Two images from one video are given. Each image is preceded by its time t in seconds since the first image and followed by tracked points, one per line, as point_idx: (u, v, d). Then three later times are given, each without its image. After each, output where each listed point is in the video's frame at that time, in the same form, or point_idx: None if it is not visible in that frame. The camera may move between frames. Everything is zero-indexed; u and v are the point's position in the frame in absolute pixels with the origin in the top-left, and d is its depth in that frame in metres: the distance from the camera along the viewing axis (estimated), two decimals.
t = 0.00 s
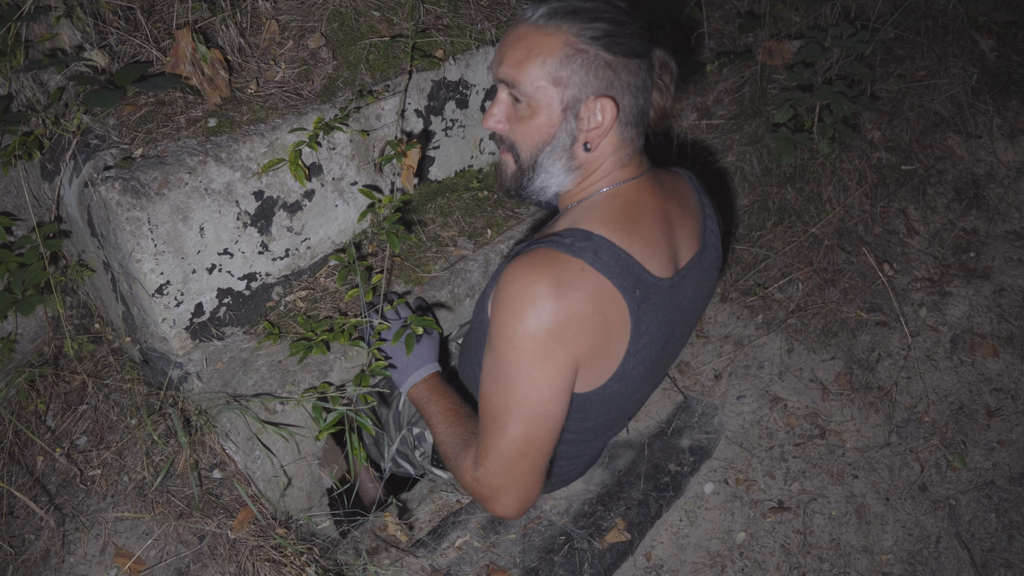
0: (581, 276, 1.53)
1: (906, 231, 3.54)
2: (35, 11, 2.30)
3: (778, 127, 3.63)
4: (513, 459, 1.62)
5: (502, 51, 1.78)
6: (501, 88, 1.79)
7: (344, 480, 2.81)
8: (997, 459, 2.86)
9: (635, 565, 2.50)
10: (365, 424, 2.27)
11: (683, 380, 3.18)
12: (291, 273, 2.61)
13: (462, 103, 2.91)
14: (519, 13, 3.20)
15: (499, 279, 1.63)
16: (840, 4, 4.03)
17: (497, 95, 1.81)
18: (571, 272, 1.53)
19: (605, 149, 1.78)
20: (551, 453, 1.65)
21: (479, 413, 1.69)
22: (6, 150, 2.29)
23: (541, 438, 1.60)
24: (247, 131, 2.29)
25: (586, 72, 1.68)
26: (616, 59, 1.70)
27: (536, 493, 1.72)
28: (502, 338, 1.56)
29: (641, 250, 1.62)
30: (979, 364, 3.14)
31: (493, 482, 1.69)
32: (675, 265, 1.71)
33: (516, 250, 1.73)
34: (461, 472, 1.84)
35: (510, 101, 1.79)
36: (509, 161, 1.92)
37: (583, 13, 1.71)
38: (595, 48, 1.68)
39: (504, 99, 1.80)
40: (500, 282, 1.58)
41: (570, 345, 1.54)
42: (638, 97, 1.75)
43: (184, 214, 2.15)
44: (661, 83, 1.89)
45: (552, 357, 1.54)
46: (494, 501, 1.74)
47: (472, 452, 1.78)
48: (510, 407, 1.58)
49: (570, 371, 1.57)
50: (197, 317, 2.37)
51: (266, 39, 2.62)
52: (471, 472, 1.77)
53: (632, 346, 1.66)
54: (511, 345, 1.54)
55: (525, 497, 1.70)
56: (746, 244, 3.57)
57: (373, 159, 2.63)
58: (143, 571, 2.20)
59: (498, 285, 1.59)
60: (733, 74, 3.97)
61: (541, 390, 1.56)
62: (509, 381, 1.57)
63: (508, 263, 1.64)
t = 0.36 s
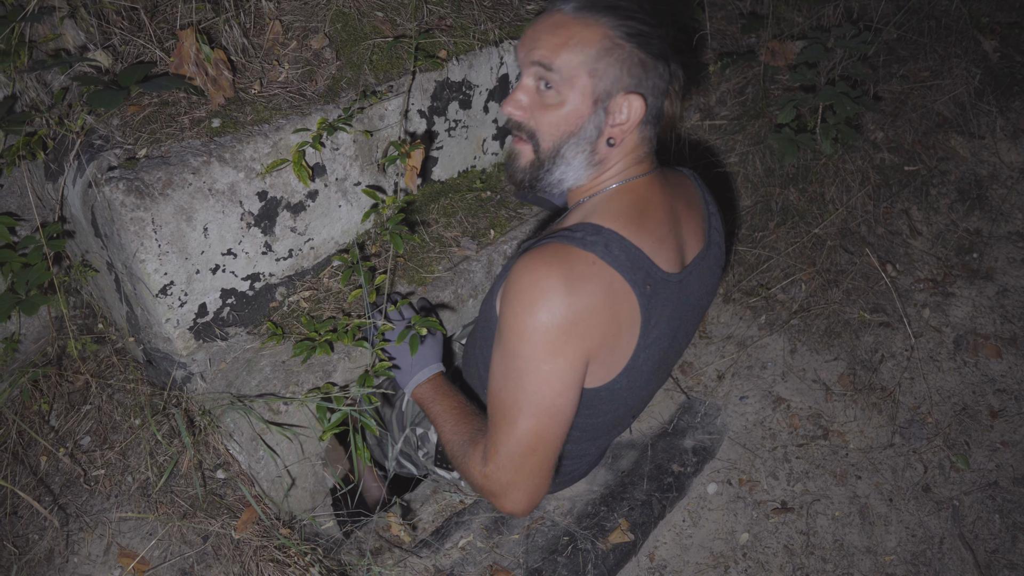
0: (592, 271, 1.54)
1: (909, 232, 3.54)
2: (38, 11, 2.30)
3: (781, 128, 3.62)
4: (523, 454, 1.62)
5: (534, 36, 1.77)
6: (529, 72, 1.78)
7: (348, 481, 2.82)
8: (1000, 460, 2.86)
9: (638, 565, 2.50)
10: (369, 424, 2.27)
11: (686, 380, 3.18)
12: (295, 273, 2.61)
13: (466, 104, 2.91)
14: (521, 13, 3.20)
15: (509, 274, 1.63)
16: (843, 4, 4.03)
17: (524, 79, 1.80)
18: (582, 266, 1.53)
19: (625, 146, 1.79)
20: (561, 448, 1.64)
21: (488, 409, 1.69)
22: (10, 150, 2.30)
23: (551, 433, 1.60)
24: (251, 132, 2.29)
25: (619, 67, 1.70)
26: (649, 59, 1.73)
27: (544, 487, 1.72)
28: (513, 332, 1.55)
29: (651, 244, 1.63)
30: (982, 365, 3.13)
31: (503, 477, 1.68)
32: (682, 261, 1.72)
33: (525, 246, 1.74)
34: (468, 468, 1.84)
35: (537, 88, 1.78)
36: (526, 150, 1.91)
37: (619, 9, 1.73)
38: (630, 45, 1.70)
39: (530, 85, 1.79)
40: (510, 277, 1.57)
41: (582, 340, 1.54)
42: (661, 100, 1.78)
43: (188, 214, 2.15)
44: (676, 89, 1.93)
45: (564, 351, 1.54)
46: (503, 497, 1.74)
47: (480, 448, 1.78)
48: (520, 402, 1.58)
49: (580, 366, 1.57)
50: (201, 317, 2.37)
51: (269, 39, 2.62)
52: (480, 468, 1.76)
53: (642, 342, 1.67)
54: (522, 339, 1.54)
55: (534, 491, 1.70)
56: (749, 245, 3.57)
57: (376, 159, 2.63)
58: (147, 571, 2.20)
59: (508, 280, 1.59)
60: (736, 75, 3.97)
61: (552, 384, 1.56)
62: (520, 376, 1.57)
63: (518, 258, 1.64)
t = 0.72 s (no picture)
0: (622, 268, 1.58)
1: (912, 234, 3.54)
2: (44, 12, 2.31)
3: (783, 129, 3.63)
4: (552, 452, 1.62)
5: (589, 31, 1.83)
6: (581, 65, 1.82)
7: (352, 480, 2.82)
8: (1003, 462, 2.86)
9: (641, 565, 2.51)
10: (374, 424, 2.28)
11: (689, 381, 3.18)
12: (299, 273, 2.62)
13: (469, 105, 2.92)
14: (525, 14, 3.20)
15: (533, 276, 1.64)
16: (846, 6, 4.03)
17: (575, 72, 1.84)
18: (612, 264, 1.57)
19: (660, 150, 1.88)
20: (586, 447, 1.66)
21: (510, 409, 1.69)
22: (16, 150, 2.31)
23: (580, 430, 1.61)
24: (256, 133, 2.30)
25: (669, 71, 1.80)
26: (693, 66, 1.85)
27: (567, 488, 1.72)
28: (541, 330, 1.56)
29: (674, 243, 1.69)
30: (984, 366, 3.14)
31: (528, 477, 1.68)
32: (699, 262, 1.78)
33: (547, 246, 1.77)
34: (489, 469, 1.83)
35: (588, 82, 1.82)
36: (563, 144, 1.93)
37: (670, 15, 1.84)
38: (680, 52, 1.81)
39: (581, 78, 1.83)
40: (537, 276, 1.59)
41: (612, 337, 1.55)
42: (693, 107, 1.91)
43: (192, 214, 2.16)
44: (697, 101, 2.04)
45: (594, 349, 1.55)
46: (527, 498, 1.74)
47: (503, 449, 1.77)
48: (547, 400, 1.58)
49: (610, 365, 1.58)
50: (205, 317, 2.38)
51: (274, 40, 2.63)
52: (503, 469, 1.76)
53: (664, 341, 1.71)
54: (553, 337, 1.55)
55: (559, 491, 1.70)
56: (751, 246, 3.57)
57: (380, 160, 2.64)
58: (151, 571, 2.21)
59: (534, 279, 1.60)
60: (739, 76, 3.97)
61: (582, 382, 1.57)
62: (549, 375, 1.57)
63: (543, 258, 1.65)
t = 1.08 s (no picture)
0: (647, 271, 1.60)
1: (915, 235, 3.54)
2: (48, 12, 2.32)
3: (786, 130, 3.63)
4: (569, 451, 1.64)
5: (628, 30, 1.87)
6: (619, 64, 1.85)
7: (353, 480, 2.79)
8: (1005, 464, 2.85)
9: (642, 566, 2.52)
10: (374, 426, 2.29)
11: (691, 382, 3.18)
12: (301, 273, 2.61)
13: (472, 105, 2.91)
14: (528, 14, 3.20)
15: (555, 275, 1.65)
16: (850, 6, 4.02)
17: (611, 70, 1.86)
18: (637, 266, 1.60)
19: (684, 153, 1.93)
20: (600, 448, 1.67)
21: (524, 406, 1.69)
22: (19, 150, 2.31)
23: (597, 429, 1.63)
24: (258, 132, 2.30)
25: (703, 77, 1.86)
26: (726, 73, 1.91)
27: (576, 488, 1.74)
28: (562, 329, 1.58)
29: (694, 245, 1.74)
30: (987, 368, 3.13)
31: (540, 475, 1.69)
32: (713, 265, 1.83)
33: (568, 246, 1.81)
34: (501, 464, 1.85)
35: (625, 82, 1.85)
36: (592, 142, 1.94)
37: (705, 20, 1.89)
38: (714, 57, 1.87)
39: (618, 77, 1.86)
40: (562, 276, 1.60)
41: (633, 339, 1.57)
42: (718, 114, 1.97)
43: (194, 214, 2.16)
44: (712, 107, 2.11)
45: (616, 350, 1.56)
46: (537, 495, 1.75)
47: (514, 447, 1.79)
48: (567, 399, 1.60)
49: (630, 367, 1.60)
50: (207, 317, 2.38)
51: (277, 40, 2.63)
52: (514, 466, 1.77)
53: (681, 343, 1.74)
54: (576, 337, 1.56)
55: (568, 491, 1.72)
56: (753, 247, 3.57)
57: (383, 160, 2.64)
58: (153, 571, 2.21)
59: (558, 278, 1.62)
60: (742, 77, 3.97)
61: (602, 383, 1.58)
62: (571, 375, 1.58)
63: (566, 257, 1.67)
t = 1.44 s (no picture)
0: (658, 272, 1.63)
1: (914, 238, 3.54)
2: (52, 18, 2.34)
3: (786, 134, 3.63)
4: (607, 457, 1.61)
5: (646, 38, 1.87)
6: (636, 70, 1.86)
7: (354, 482, 2.79)
8: (1003, 467, 2.86)
9: (640, 568, 2.54)
10: (378, 427, 2.35)
11: (690, 385, 3.19)
12: (301, 276, 2.62)
13: (472, 109, 2.93)
14: (529, 18, 3.21)
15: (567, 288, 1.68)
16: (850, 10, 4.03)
17: (628, 76, 1.88)
18: (647, 269, 1.62)
19: (693, 164, 1.94)
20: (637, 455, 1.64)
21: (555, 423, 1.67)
22: (22, 154, 2.33)
23: (632, 432, 1.61)
24: (260, 137, 2.32)
25: (718, 90, 1.87)
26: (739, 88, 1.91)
27: (620, 500, 1.68)
28: (580, 333, 1.59)
29: (703, 251, 1.76)
30: (986, 372, 3.14)
31: (581, 488, 1.65)
32: (719, 266, 1.85)
33: (575, 252, 1.82)
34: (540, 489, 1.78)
35: (640, 90, 1.87)
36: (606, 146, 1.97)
37: (722, 34, 1.88)
38: (729, 71, 1.87)
39: (633, 84, 1.87)
40: (574, 286, 1.63)
41: (654, 337, 1.58)
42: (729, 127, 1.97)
43: (196, 218, 2.18)
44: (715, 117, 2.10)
45: (638, 351, 1.57)
46: (581, 512, 1.69)
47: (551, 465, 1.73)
48: (596, 405, 1.59)
49: (653, 365, 1.60)
50: (209, 321, 2.38)
51: (278, 44, 2.64)
52: (552, 484, 1.72)
53: (694, 344, 1.76)
54: (596, 342, 1.57)
55: (613, 503, 1.67)
56: (753, 250, 3.58)
57: (383, 165, 2.65)
58: (155, 572, 2.23)
59: (571, 285, 1.65)
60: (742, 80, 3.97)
61: (629, 383, 1.58)
62: (595, 380, 1.58)
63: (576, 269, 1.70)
